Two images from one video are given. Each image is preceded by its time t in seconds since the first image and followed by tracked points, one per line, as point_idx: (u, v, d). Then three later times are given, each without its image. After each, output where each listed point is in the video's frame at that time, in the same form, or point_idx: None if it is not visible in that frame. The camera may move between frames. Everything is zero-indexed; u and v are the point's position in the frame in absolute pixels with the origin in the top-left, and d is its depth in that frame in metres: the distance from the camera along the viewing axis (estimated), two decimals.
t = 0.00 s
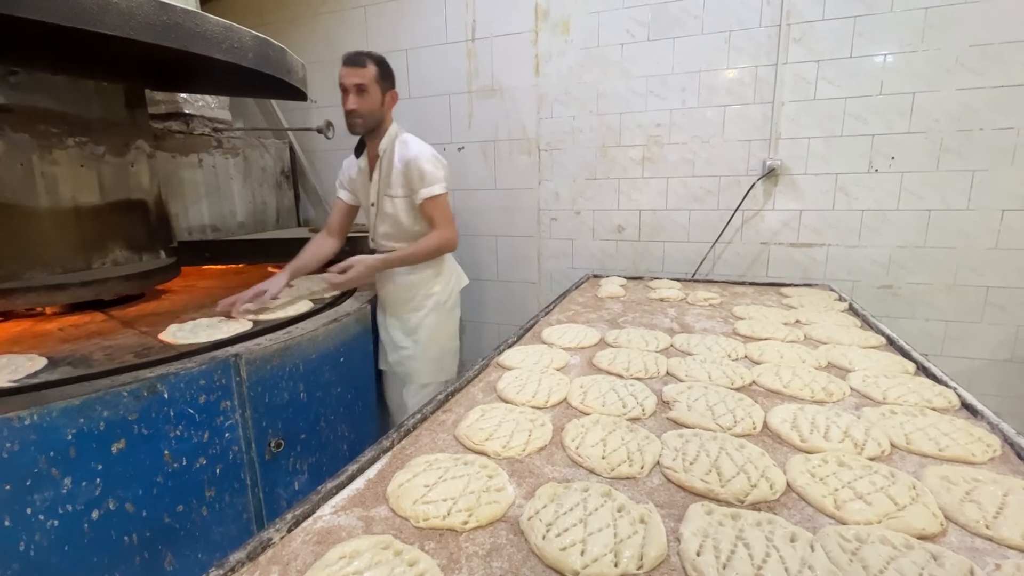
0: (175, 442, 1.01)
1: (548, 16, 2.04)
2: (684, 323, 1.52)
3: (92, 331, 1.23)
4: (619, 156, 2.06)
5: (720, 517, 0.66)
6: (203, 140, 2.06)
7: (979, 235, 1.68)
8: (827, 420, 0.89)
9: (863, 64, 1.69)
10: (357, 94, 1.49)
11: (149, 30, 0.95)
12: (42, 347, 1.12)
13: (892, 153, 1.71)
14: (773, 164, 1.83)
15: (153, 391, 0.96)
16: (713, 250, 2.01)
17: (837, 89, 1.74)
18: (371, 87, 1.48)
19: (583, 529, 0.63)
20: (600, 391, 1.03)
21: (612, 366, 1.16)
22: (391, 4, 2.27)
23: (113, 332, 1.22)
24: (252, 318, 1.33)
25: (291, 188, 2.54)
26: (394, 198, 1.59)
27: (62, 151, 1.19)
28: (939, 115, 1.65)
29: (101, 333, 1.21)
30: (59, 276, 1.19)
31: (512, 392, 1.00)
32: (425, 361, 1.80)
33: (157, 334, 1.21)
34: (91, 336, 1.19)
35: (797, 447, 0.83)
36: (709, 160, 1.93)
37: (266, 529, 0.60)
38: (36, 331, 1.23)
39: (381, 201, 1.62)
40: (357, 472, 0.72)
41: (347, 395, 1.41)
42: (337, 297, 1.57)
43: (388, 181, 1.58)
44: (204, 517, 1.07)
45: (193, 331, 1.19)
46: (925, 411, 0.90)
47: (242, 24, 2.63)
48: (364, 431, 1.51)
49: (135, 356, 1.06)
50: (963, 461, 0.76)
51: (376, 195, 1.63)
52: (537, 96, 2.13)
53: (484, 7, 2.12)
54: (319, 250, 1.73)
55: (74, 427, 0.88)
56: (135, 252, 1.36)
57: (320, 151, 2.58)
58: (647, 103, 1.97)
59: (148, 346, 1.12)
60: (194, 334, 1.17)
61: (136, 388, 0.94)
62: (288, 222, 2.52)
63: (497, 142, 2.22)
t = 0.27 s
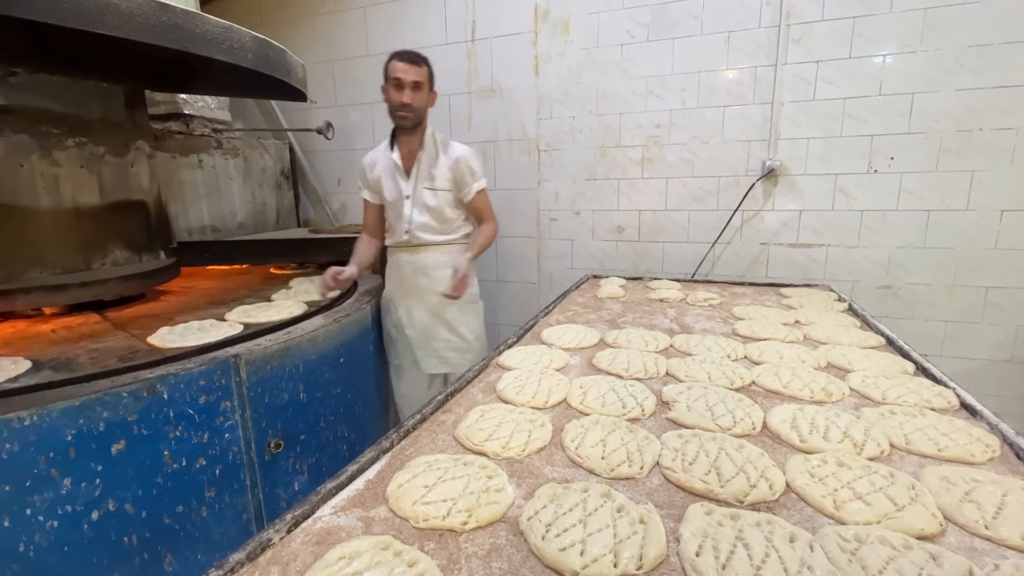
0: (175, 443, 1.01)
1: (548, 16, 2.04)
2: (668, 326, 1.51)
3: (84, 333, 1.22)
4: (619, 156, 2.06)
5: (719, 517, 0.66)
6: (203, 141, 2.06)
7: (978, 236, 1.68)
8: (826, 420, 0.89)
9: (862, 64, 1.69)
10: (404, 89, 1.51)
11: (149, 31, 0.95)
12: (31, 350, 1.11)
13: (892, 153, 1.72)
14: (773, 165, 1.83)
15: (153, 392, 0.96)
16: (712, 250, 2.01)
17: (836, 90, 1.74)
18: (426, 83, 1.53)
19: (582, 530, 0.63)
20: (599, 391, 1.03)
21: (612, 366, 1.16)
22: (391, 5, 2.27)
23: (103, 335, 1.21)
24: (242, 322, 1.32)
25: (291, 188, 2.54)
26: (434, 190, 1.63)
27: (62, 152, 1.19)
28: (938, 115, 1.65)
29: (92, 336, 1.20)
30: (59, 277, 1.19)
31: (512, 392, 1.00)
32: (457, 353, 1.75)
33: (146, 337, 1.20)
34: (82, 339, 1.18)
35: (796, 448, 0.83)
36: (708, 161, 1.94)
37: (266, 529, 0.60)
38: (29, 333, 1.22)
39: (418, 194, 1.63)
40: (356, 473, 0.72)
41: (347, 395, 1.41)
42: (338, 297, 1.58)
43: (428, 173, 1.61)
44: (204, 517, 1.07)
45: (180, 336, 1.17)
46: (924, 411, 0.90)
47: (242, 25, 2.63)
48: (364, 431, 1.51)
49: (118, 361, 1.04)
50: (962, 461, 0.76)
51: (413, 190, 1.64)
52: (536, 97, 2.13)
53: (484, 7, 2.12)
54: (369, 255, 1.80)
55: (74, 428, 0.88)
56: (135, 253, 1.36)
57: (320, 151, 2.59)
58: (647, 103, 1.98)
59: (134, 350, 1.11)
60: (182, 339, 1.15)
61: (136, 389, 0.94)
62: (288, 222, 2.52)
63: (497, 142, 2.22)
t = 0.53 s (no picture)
0: (175, 443, 1.01)
1: (548, 17, 2.04)
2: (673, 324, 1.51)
3: (74, 335, 1.20)
4: (619, 157, 2.06)
5: (719, 518, 0.66)
6: (203, 141, 2.06)
7: (978, 236, 1.68)
8: (826, 421, 0.89)
9: (862, 65, 1.70)
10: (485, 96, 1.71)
11: (149, 32, 0.95)
12: (18, 353, 1.09)
13: (891, 154, 1.72)
14: (772, 165, 1.83)
15: (153, 393, 0.96)
16: (712, 250, 2.01)
17: (836, 90, 1.74)
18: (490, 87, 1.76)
19: (582, 531, 0.63)
20: (599, 392, 1.03)
21: (612, 366, 1.16)
22: (391, 5, 2.27)
23: (93, 338, 1.20)
24: (231, 324, 1.29)
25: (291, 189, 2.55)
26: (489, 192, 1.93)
27: (61, 152, 1.19)
28: (937, 116, 1.65)
29: (81, 338, 1.19)
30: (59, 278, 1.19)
31: (512, 393, 1.00)
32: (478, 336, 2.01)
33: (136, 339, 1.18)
34: (71, 342, 1.16)
35: (796, 449, 0.83)
36: (708, 161, 1.94)
37: (266, 530, 0.60)
38: (22, 334, 1.21)
39: (478, 195, 1.89)
40: (356, 474, 0.72)
41: (347, 396, 1.42)
42: (338, 296, 1.58)
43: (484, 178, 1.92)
44: (204, 518, 1.07)
45: (167, 340, 1.15)
46: (924, 412, 0.90)
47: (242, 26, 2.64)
48: (364, 432, 1.51)
49: (102, 365, 1.02)
50: (962, 461, 0.76)
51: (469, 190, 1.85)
52: (536, 98, 2.13)
53: (484, 8, 2.12)
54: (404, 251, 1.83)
55: (74, 428, 0.88)
56: (134, 253, 1.36)
57: (320, 152, 2.59)
58: (647, 104, 1.98)
59: (120, 354, 1.08)
60: (168, 343, 1.13)
61: (136, 389, 0.94)
62: (288, 223, 2.53)
63: (497, 143, 2.22)
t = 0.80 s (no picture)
0: (175, 443, 1.01)
1: (547, 17, 2.04)
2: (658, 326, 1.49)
3: (64, 337, 1.19)
4: (619, 157, 2.06)
5: (718, 518, 0.66)
6: (202, 142, 2.06)
7: (977, 236, 1.68)
8: (826, 421, 0.89)
9: (862, 65, 1.70)
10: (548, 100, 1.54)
11: (149, 32, 0.96)
12: (9, 355, 1.08)
13: (890, 154, 1.72)
14: (772, 166, 1.83)
15: (153, 393, 0.96)
16: (712, 251, 2.01)
17: (836, 91, 1.74)
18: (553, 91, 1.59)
19: (581, 531, 0.64)
20: (599, 392, 1.03)
21: (611, 367, 1.16)
22: (391, 6, 2.27)
23: (84, 340, 1.18)
24: (222, 327, 1.27)
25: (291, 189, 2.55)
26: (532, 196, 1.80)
27: (61, 153, 1.19)
28: (937, 116, 1.65)
29: (79, 339, 1.18)
30: (59, 279, 1.19)
31: (511, 393, 1.00)
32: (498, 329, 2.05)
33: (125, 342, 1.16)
34: (60, 344, 1.15)
35: (795, 449, 0.83)
36: (708, 162, 1.94)
37: (266, 530, 0.60)
38: (19, 335, 1.21)
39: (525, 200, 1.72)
40: (356, 475, 0.72)
41: (347, 396, 1.42)
42: (338, 296, 1.58)
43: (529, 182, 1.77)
44: (203, 519, 1.07)
45: (156, 343, 1.13)
46: (923, 412, 0.90)
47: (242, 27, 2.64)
48: (364, 432, 1.51)
49: (87, 368, 1.00)
50: (961, 462, 0.76)
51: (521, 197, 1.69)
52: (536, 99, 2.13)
53: (484, 8, 2.12)
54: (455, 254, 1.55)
55: (73, 429, 0.88)
56: (134, 254, 1.36)
57: (320, 153, 2.59)
58: (647, 105, 1.98)
59: (106, 357, 1.07)
60: (157, 346, 1.11)
61: (135, 389, 0.94)
62: (288, 223, 2.53)
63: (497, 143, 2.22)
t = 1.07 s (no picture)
0: (175, 444, 1.01)
1: (547, 18, 2.05)
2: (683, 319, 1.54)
3: (56, 339, 1.18)
4: (619, 158, 2.06)
5: (717, 519, 0.66)
6: (202, 142, 2.06)
7: (976, 237, 1.69)
8: (825, 422, 0.90)
9: (861, 66, 1.70)
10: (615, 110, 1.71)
11: (150, 33, 0.96)
12: (7, 356, 1.08)
13: (890, 155, 1.72)
14: (771, 166, 1.84)
15: (153, 394, 0.96)
16: (712, 251, 2.01)
17: (835, 92, 1.74)
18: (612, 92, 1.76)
19: (581, 531, 0.64)
20: (599, 393, 1.03)
21: (611, 367, 1.17)
22: (391, 6, 2.28)
23: (74, 343, 1.17)
24: (213, 330, 1.25)
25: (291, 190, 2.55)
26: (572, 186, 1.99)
27: (61, 153, 1.19)
28: (936, 117, 1.65)
29: (73, 342, 1.17)
30: (59, 279, 1.19)
31: (511, 394, 1.00)
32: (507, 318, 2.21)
33: (114, 345, 1.15)
34: (49, 347, 1.13)
35: (795, 449, 0.83)
36: (708, 162, 1.94)
37: (266, 531, 0.60)
38: (14, 336, 1.20)
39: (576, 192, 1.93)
40: (356, 475, 0.72)
41: (347, 397, 1.42)
42: (337, 297, 1.58)
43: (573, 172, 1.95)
44: (203, 519, 1.07)
45: (144, 346, 1.12)
46: (922, 412, 0.90)
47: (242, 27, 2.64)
48: (363, 433, 1.51)
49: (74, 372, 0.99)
50: (961, 462, 0.76)
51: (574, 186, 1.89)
52: (536, 99, 2.14)
53: (484, 9, 2.12)
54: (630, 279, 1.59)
55: (73, 429, 0.88)
56: (134, 254, 1.36)
57: (320, 153, 2.59)
58: (647, 105, 1.98)
59: (92, 361, 1.05)
60: (144, 349, 1.09)
61: (135, 390, 0.94)
62: (288, 224, 2.53)
63: (497, 144, 2.23)
